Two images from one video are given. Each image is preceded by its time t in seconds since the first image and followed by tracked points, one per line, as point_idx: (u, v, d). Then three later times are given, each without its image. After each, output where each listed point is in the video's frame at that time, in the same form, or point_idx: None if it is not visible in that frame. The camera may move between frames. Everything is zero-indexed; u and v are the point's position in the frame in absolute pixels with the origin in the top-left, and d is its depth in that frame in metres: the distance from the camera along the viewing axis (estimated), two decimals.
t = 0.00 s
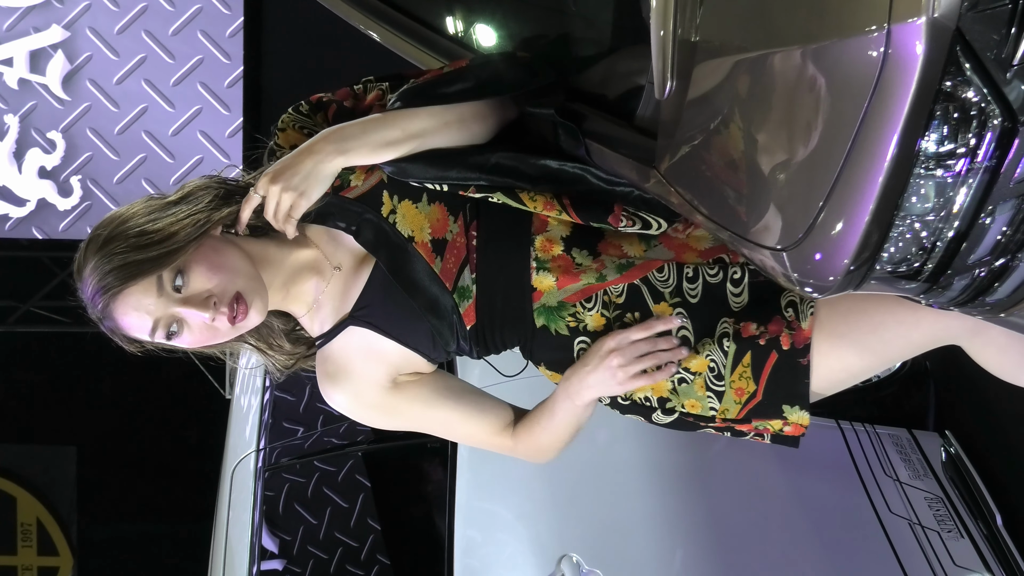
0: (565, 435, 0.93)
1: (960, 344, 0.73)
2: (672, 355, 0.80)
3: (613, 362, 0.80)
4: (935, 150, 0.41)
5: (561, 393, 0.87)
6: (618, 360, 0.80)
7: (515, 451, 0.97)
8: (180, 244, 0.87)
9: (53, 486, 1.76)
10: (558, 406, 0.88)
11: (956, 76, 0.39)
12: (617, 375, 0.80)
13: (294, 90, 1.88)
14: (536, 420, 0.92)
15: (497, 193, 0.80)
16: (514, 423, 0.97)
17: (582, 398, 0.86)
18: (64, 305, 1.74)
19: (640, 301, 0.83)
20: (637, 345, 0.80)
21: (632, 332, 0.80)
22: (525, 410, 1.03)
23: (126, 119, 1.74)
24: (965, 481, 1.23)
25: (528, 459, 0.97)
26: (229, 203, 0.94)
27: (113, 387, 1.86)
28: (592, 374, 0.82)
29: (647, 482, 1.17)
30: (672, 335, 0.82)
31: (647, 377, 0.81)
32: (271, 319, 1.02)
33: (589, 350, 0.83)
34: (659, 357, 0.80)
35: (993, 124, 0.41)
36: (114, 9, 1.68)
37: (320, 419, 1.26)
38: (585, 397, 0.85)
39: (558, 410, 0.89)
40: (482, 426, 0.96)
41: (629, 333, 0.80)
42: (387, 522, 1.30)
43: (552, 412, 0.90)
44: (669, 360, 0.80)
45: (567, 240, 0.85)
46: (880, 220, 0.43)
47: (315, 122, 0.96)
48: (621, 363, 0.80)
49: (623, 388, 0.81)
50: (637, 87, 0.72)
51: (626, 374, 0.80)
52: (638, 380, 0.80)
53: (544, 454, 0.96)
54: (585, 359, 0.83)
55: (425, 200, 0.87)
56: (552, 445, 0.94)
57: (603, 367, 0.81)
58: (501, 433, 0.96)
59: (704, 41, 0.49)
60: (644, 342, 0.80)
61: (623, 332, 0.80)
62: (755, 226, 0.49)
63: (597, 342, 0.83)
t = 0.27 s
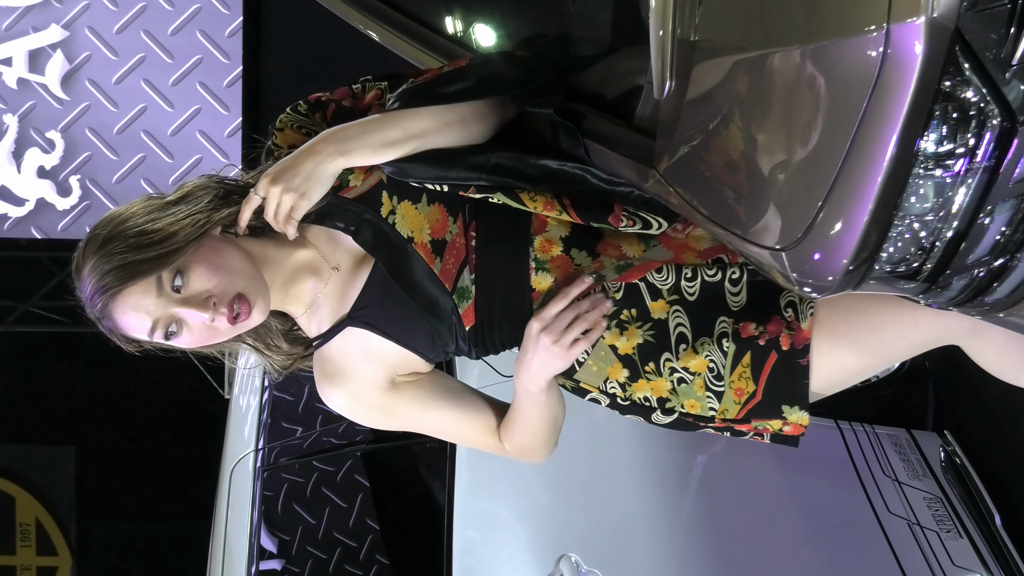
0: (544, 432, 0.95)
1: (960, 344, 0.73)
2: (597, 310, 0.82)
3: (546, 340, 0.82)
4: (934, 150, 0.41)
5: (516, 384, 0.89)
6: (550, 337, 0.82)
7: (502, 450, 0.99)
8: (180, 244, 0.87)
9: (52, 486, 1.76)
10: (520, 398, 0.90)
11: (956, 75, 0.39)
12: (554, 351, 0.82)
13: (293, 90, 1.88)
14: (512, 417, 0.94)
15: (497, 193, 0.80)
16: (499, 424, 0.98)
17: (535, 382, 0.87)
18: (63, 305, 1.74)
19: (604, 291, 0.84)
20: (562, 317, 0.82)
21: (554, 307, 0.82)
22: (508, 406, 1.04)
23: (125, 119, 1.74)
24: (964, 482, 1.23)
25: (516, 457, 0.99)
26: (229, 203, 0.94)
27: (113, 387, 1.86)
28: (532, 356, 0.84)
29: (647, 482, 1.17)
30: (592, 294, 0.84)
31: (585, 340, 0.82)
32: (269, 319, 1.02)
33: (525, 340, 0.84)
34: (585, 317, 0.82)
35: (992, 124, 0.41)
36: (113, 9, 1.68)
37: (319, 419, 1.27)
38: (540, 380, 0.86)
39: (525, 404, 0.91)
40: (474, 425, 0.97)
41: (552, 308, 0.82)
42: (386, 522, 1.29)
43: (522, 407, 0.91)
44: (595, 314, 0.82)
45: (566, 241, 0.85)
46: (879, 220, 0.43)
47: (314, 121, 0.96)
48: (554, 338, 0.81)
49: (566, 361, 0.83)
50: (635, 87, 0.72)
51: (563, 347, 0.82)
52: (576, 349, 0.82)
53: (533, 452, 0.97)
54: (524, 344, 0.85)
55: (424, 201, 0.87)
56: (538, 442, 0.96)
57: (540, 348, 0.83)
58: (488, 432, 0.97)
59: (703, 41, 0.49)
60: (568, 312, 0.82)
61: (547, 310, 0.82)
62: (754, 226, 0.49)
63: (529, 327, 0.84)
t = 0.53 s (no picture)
0: (548, 431, 0.94)
1: (959, 344, 0.73)
2: (603, 306, 0.81)
3: (554, 340, 0.80)
4: (933, 150, 0.41)
5: (524, 382, 0.88)
6: (557, 337, 0.81)
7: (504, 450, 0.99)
8: (181, 242, 0.88)
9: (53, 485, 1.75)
10: (529, 395, 0.90)
11: (954, 75, 0.39)
12: (563, 349, 0.81)
13: (292, 90, 1.88)
14: (516, 417, 0.94)
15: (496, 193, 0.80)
16: (501, 424, 0.98)
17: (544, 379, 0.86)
18: (62, 306, 1.74)
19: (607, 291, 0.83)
20: (568, 314, 0.80)
21: (560, 305, 0.80)
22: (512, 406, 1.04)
23: (124, 120, 1.74)
24: (964, 483, 1.23)
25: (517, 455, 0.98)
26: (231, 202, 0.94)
27: (111, 388, 1.86)
28: (541, 357, 0.83)
29: (647, 483, 1.17)
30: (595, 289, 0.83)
31: (591, 336, 0.81)
32: (268, 319, 1.02)
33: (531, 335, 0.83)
34: (592, 314, 0.80)
35: (991, 124, 0.40)
36: (112, 10, 1.68)
37: (318, 419, 1.26)
38: (547, 378, 0.86)
39: (533, 402, 0.91)
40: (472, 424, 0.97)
41: (558, 307, 0.80)
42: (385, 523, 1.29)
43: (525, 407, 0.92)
44: (600, 310, 0.80)
45: (565, 241, 0.85)
46: (878, 220, 0.43)
47: (313, 123, 0.96)
48: (561, 338, 0.80)
49: (577, 356, 0.81)
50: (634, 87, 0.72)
51: (572, 344, 0.81)
52: (586, 343, 0.81)
53: (533, 452, 0.97)
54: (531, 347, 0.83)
55: (424, 201, 0.87)
56: (541, 439, 0.95)
57: (547, 349, 0.81)
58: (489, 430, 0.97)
59: (702, 41, 0.49)
60: (573, 308, 0.80)
61: (552, 309, 0.81)
62: (753, 226, 0.49)
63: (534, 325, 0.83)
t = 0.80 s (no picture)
0: (552, 423, 0.93)
1: (959, 345, 0.73)
2: (628, 312, 0.81)
3: (572, 334, 0.80)
4: (932, 150, 0.41)
5: (533, 372, 0.87)
6: (576, 331, 0.81)
7: (507, 446, 0.98)
8: (181, 242, 0.88)
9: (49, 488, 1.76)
10: (534, 388, 0.88)
11: (953, 76, 0.39)
12: (579, 345, 0.81)
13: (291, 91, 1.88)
14: (520, 411, 0.93)
15: (496, 194, 0.80)
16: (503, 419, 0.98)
17: (552, 372, 0.85)
18: (61, 307, 1.74)
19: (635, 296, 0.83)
20: (590, 312, 0.81)
21: (585, 301, 0.81)
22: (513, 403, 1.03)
23: (123, 120, 1.74)
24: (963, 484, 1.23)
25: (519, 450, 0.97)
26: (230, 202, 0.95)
27: (110, 388, 1.86)
28: (553, 350, 0.82)
29: (646, 484, 1.17)
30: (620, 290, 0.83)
31: (610, 338, 0.81)
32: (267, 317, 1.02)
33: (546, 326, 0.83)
34: (615, 318, 0.81)
35: (990, 124, 0.40)
36: (111, 10, 1.68)
37: (317, 419, 1.26)
38: (558, 372, 0.85)
39: (536, 396, 0.90)
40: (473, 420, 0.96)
41: (582, 302, 0.80)
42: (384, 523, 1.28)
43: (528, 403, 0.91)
44: (625, 316, 0.81)
45: (564, 240, 0.85)
46: (876, 221, 0.43)
47: (313, 121, 0.96)
48: (580, 334, 0.80)
49: (590, 354, 0.81)
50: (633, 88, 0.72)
51: (588, 342, 0.81)
52: (604, 344, 0.81)
53: (536, 447, 0.96)
54: (544, 337, 0.82)
55: (423, 200, 0.87)
56: (543, 435, 0.94)
57: (563, 341, 0.81)
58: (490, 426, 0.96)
59: (701, 41, 0.49)
60: (597, 308, 0.80)
61: (575, 304, 0.81)
62: (752, 225, 0.49)
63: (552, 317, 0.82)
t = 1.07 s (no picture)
0: (552, 424, 0.93)
1: (958, 345, 0.73)
2: (630, 312, 0.81)
3: (573, 333, 0.80)
4: (931, 151, 0.41)
5: (532, 371, 0.86)
6: (577, 330, 0.80)
7: (506, 446, 0.98)
8: (182, 239, 0.88)
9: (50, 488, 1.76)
10: (534, 388, 0.88)
11: (953, 76, 0.39)
12: (579, 344, 0.80)
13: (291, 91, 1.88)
14: (520, 411, 0.92)
15: (495, 194, 0.80)
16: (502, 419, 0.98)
17: (552, 371, 0.85)
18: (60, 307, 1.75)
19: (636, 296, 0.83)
20: (592, 310, 0.80)
21: (585, 299, 0.80)
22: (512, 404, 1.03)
23: (122, 121, 1.74)
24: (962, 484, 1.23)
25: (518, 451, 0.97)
26: (230, 200, 0.95)
27: (110, 388, 1.86)
28: (554, 348, 0.82)
29: (645, 484, 1.17)
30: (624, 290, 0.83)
31: (611, 337, 0.81)
32: (267, 314, 1.02)
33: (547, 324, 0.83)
34: (617, 317, 0.80)
35: (990, 125, 0.40)
36: (110, 11, 1.68)
37: (315, 420, 1.26)
38: (558, 370, 0.84)
39: (536, 396, 0.89)
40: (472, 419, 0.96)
41: (582, 301, 0.80)
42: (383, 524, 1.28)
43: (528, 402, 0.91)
44: (626, 316, 0.80)
45: (563, 240, 0.85)
46: (876, 222, 0.43)
47: (313, 119, 0.97)
48: (581, 331, 0.80)
49: (589, 353, 0.81)
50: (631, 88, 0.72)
51: (589, 340, 0.80)
52: (604, 343, 0.80)
53: (536, 447, 0.96)
54: (545, 335, 0.82)
55: (421, 199, 0.87)
56: (543, 434, 0.94)
57: (564, 340, 0.81)
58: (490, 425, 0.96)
59: (701, 42, 0.49)
60: (598, 306, 0.80)
61: (576, 302, 0.81)
62: (751, 225, 0.49)
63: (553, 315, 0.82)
